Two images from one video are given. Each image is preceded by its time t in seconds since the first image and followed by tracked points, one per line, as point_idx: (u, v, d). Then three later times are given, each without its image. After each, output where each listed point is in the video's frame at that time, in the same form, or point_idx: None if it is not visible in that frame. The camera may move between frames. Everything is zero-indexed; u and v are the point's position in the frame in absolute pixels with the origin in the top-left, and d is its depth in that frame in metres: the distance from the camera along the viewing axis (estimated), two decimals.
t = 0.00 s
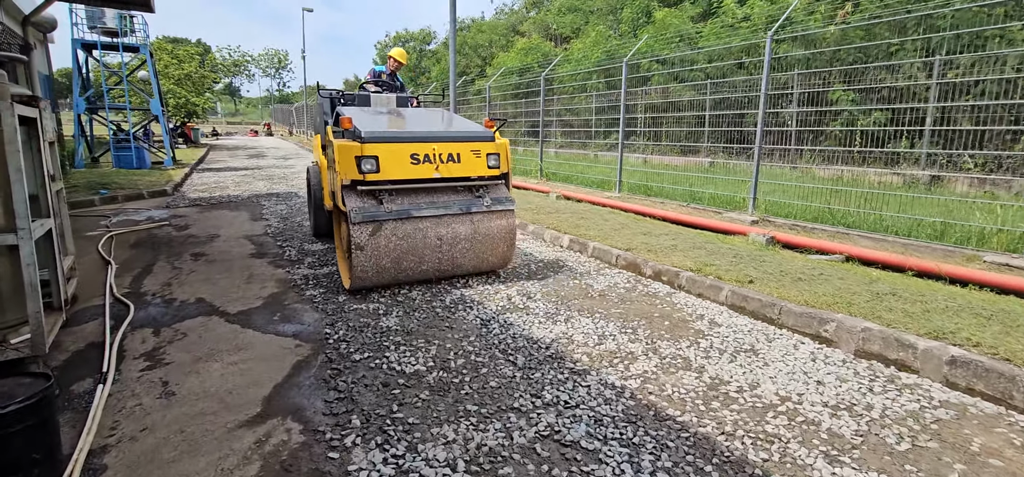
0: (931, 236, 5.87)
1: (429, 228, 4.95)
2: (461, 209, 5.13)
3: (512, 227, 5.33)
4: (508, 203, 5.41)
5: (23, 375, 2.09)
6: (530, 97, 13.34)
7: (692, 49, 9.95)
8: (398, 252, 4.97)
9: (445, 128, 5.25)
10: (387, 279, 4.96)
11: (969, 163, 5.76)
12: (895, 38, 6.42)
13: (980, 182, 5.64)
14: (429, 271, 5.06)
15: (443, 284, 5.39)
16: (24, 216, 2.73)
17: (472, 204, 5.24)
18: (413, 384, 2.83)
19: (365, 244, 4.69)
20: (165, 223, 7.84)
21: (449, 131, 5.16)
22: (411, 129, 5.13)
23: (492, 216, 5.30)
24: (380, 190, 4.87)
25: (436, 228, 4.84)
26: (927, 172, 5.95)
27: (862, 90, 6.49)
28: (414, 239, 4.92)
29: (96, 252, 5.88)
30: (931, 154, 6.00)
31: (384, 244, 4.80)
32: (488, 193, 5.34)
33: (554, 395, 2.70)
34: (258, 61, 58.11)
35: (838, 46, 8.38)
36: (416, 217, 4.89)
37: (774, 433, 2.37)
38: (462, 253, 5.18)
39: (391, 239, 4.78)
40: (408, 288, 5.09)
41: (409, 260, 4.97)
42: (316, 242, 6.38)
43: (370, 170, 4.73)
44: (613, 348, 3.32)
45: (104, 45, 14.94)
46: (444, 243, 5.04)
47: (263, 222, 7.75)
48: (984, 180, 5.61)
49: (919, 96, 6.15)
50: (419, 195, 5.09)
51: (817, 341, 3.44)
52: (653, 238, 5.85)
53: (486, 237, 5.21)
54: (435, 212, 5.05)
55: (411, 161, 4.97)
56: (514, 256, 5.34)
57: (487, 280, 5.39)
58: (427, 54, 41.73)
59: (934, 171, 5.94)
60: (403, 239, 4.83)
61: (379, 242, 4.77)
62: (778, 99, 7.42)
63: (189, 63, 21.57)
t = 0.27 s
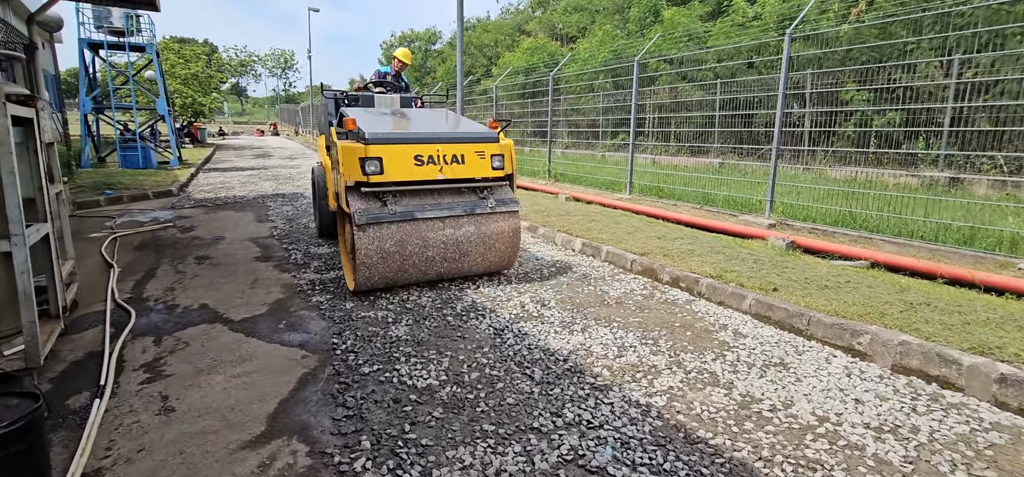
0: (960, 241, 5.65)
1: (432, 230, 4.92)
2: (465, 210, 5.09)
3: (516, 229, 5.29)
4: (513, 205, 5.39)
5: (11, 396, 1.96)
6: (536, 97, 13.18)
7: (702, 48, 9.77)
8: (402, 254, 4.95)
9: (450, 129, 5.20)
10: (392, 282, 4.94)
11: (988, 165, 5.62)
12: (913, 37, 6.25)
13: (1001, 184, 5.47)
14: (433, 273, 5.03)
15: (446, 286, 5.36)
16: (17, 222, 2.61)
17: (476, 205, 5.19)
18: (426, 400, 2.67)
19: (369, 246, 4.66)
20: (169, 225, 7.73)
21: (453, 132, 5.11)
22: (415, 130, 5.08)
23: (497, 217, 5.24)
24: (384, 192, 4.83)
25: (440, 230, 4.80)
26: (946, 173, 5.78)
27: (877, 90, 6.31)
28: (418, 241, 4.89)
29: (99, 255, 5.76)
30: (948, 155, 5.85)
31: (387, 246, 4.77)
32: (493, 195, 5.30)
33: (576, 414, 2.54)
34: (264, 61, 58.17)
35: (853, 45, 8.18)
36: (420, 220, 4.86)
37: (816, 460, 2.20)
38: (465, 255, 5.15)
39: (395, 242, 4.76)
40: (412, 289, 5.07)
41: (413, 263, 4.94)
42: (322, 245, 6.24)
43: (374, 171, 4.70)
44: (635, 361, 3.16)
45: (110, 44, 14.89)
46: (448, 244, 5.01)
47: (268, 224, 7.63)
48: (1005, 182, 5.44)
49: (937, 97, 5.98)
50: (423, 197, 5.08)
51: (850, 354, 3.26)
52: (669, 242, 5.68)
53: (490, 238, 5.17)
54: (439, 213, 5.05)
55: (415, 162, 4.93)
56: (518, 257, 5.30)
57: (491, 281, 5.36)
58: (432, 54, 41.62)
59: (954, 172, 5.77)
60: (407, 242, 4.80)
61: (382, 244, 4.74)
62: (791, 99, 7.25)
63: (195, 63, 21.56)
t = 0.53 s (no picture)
0: (986, 243, 5.47)
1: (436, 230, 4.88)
2: (469, 209, 5.04)
3: (520, 229, 5.26)
4: (517, 204, 5.33)
5: None
6: (540, 95, 13.04)
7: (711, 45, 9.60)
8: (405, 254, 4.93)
9: (453, 127, 5.16)
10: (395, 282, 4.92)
11: (1005, 164, 5.41)
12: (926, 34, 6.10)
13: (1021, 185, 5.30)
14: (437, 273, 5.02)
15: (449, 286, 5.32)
16: (9, 226, 2.48)
17: (480, 204, 5.14)
18: (440, 414, 2.53)
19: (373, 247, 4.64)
20: (171, 225, 7.60)
21: (457, 131, 5.09)
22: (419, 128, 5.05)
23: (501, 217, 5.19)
24: (387, 190, 4.78)
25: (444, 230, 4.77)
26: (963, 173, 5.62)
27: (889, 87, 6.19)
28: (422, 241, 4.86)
29: (100, 256, 5.63)
30: (964, 155, 5.68)
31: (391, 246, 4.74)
32: (497, 194, 5.23)
33: (600, 431, 2.39)
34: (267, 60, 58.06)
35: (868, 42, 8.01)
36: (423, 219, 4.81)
37: None
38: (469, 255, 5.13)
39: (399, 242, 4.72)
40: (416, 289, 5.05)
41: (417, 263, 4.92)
42: (328, 247, 6.10)
43: (377, 170, 4.67)
44: (658, 371, 3.00)
45: (113, 42, 14.78)
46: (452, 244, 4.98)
47: (272, 224, 7.49)
48: None
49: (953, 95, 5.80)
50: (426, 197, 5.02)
51: (884, 365, 3.11)
52: (683, 244, 5.52)
53: (494, 238, 5.14)
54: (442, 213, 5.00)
55: (419, 162, 4.91)
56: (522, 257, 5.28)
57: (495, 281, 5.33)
58: (435, 53, 41.47)
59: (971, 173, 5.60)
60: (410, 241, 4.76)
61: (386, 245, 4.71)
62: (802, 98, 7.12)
63: (198, 61, 21.45)
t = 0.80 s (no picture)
0: (1016, 245, 5.30)
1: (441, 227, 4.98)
2: (474, 207, 5.16)
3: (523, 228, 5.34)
4: (521, 202, 5.40)
5: None
6: (542, 94, 12.90)
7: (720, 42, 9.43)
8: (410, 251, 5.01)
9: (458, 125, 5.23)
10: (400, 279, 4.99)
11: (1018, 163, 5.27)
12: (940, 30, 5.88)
13: None
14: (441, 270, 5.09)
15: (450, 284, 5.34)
16: None
17: (485, 202, 5.25)
18: (461, 431, 2.36)
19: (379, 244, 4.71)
20: (172, 225, 7.43)
21: (462, 129, 5.17)
22: (423, 125, 5.13)
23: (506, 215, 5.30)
24: (393, 188, 4.89)
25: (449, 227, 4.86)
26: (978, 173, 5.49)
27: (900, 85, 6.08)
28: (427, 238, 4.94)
29: (99, 258, 5.46)
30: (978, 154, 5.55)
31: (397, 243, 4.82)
32: (502, 192, 5.35)
33: (635, 450, 2.22)
34: (268, 58, 57.81)
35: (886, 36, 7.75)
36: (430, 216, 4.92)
37: None
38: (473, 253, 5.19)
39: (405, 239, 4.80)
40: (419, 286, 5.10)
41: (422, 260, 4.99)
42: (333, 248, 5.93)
43: (383, 166, 4.74)
44: (688, 382, 2.83)
45: (112, 39, 14.59)
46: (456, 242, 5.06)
47: (275, 224, 7.32)
48: None
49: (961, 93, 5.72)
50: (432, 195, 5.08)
51: (927, 375, 2.94)
52: (701, 245, 5.34)
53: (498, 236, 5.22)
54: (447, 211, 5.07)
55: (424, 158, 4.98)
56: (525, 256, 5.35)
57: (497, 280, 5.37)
58: (437, 52, 41.27)
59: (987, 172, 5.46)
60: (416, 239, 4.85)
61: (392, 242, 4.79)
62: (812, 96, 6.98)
63: (199, 59, 21.26)
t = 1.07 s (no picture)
0: None
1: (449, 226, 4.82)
2: (482, 207, 4.99)
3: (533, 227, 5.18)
4: (531, 202, 5.23)
5: None
6: (545, 93, 12.76)
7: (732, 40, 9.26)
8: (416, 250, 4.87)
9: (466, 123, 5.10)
10: (406, 279, 4.85)
11: None
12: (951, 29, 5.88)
13: None
14: (449, 271, 4.94)
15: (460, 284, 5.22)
16: None
17: (493, 201, 5.09)
18: (486, 455, 2.17)
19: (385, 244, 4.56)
20: (173, 226, 7.25)
21: (470, 127, 5.04)
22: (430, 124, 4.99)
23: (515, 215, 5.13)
24: (401, 187, 4.74)
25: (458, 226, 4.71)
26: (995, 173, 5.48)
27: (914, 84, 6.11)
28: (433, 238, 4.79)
29: (97, 261, 5.29)
30: (995, 154, 5.54)
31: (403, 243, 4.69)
32: (511, 191, 5.20)
33: None
34: (268, 57, 57.53)
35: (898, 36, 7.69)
36: (437, 216, 4.77)
37: None
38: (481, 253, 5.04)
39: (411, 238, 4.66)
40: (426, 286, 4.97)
41: (428, 260, 4.85)
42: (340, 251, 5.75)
43: (389, 165, 4.59)
44: (726, 398, 2.65)
45: (113, 37, 14.43)
46: (464, 242, 4.90)
47: (278, 225, 7.14)
48: None
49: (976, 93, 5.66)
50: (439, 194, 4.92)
51: (980, 391, 2.75)
52: (721, 248, 5.15)
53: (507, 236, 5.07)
54: (455, 211, 4.91)
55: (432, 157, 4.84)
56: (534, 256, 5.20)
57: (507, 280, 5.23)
58: (439, 51, 41.04)
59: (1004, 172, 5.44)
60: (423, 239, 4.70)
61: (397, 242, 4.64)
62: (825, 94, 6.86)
63: (200, 58, 21.11)
